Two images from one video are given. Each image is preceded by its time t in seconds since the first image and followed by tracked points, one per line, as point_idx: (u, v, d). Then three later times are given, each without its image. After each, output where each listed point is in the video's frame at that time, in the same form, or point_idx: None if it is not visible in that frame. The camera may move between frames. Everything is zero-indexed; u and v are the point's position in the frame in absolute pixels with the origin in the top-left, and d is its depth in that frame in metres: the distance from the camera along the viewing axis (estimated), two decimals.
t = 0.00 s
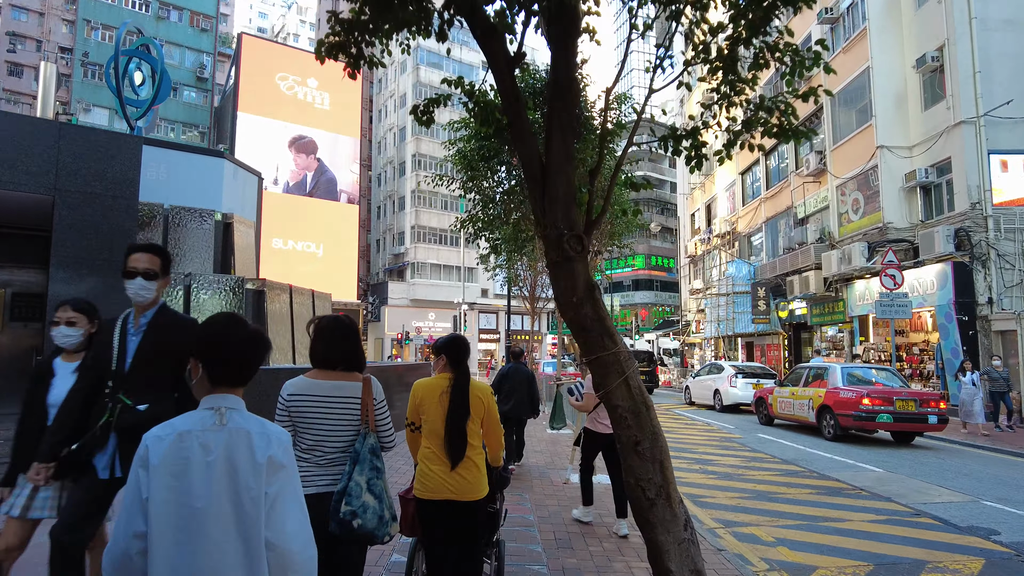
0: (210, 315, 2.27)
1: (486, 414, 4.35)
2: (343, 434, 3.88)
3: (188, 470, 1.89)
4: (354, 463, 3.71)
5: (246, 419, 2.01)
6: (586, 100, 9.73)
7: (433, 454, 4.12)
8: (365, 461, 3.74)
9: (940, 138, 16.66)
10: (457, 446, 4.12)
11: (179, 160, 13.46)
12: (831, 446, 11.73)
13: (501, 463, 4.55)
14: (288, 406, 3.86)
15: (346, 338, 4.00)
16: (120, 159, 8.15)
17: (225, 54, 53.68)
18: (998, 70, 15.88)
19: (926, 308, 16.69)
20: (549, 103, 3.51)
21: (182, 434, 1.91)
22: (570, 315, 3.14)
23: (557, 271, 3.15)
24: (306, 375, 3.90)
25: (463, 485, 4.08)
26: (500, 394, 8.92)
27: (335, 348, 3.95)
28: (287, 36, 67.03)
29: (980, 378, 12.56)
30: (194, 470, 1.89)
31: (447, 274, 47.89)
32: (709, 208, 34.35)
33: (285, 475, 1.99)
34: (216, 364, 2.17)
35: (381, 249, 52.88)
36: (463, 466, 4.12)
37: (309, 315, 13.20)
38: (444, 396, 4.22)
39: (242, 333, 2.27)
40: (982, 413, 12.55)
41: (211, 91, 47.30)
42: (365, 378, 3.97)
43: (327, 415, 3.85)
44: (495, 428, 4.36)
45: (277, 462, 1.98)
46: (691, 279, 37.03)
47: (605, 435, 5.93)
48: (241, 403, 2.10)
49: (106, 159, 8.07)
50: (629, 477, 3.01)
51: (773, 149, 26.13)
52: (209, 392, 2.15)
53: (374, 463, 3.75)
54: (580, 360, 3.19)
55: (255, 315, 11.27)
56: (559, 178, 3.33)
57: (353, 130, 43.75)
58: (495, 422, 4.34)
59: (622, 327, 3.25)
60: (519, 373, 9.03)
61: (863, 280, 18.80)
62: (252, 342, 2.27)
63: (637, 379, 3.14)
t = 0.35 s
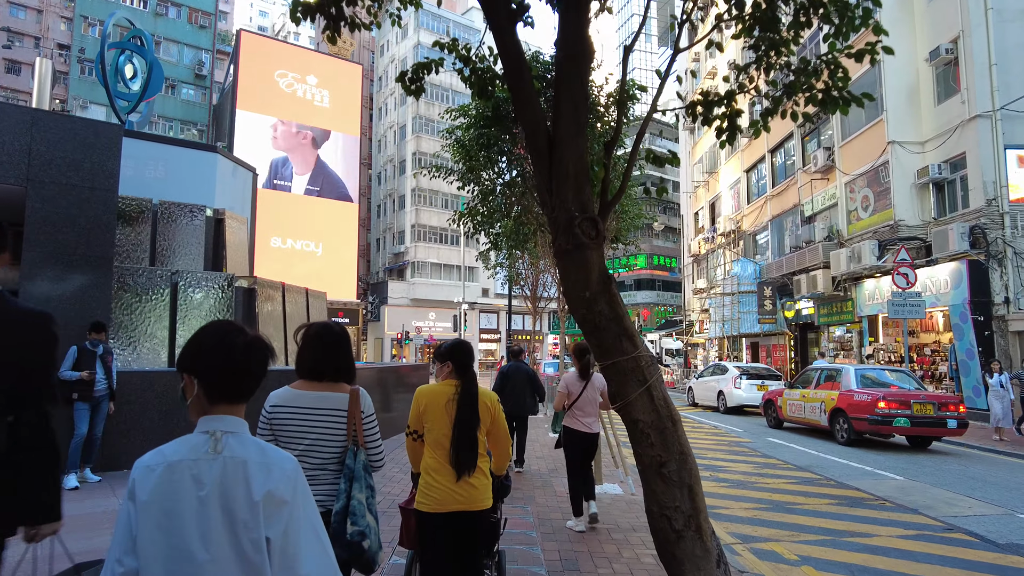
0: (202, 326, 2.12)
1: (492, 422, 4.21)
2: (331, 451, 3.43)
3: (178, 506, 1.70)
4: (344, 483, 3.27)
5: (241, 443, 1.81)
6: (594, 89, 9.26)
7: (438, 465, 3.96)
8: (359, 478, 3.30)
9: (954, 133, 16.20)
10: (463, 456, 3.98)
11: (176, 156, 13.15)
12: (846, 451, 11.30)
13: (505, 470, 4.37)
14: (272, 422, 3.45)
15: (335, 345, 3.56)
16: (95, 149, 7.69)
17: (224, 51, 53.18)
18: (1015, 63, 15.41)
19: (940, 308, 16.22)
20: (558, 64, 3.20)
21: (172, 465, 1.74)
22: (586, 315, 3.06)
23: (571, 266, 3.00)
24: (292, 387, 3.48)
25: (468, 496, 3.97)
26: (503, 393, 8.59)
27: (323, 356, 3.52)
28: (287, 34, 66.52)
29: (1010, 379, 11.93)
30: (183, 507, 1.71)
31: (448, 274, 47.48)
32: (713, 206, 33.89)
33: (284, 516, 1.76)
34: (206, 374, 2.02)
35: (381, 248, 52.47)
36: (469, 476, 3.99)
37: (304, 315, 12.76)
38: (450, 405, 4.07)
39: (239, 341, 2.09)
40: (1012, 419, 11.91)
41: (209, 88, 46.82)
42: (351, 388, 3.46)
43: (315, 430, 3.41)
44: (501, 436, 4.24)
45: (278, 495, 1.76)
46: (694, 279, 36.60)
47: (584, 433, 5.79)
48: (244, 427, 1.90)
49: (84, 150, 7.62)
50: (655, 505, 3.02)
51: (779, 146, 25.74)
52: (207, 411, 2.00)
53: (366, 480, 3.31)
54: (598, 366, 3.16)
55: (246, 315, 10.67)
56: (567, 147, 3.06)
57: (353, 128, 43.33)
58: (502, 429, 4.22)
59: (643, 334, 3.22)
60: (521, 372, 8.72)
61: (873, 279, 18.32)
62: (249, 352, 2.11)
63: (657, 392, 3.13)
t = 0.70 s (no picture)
0: (150, 319, 1.85)
1: (485, 420, 3.81)
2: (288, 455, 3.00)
3: (86, 532, 1.39)
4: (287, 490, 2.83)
5: (176, 455, 1.50)
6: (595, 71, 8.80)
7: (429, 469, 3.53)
8: (303, 485, 2.83)
9: (964, 124, 15.77)
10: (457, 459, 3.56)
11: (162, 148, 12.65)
12: (857, 453, 10.87)
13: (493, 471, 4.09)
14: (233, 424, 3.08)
15: (303, 336, 3.16)
16: (63, 133, 7.21)
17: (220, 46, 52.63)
18: None
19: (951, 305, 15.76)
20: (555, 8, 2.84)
21: (90, 477, 1.43)
22: (591, 297, 2.74)
23: (572, 238, 2.71)
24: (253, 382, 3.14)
25: (463, 501, 3.54)
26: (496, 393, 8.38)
27: (287, 348, 3.12)
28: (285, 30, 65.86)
29: None
30: (91, 534, 1.39)
31: (446, 272, 47.08)
32: (714, 203, 33.51)
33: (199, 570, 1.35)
34: (141, 379, 1.72)
35: (378, 246, 51.98)
36: (464, 480, 3.58)
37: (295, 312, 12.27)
38: (442, 403, 3.64)
39: (174, 340, 1.79)
40: None
41: (204, 84, 46.29)
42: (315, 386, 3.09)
43: (268, 430, 3.01)
44: (494, 435, 3.85)
45: (184, 543, 1.36)
46: (695, 276, 36.23)
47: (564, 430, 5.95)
48: (187, 441, 1.59)
49: (52, 134, 7.14)
50: (676, 532, 2.68)
51: (781, 140, 25.32)
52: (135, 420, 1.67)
53: (315, 489, 2.83)
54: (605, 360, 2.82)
55: (230, 309, 10.28)
56: (562, 97, 2.73)
57: (351, 125, 42.85)
58: (495, 428, 3.83)
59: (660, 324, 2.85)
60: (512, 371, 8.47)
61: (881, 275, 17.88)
62: (192, 352, 1.79)
63: (673, 394, 2.78)
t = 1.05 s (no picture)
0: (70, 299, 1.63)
1: (466, 416, 3.93)
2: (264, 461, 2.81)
3: (18, 545, 1.30)
4: (270, 500, 2.65)
5: (115, 457, 1.44)
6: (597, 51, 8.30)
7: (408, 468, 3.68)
8: (290, 494, 2.65)
9: (976, 114, 15.29)
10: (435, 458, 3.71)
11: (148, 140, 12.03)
12: (869, 453, 10.44)
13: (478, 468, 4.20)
14: (196, 428, 2.85)
15: (276, 332, 2.96)
16: (25, 113, 6.72)
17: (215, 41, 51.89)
18: None
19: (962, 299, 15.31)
20: None
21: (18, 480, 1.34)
22: (609, 268, 2.28)
23: (585, 193, 2.26)
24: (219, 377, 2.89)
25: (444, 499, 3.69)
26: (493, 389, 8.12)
27: (259, 346, 2.92)
28: (282, 25, 65.09)
29: None
30: (25, 544, 1.30)
31: (445, 268, 46.62)
32: (715, 197, 33.02)
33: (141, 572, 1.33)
34: (66, 373, 1.53)
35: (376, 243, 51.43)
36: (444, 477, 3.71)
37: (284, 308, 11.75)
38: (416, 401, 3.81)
39: (105, 327, 1.60)
40: None
41: (199, 78, 45.66)
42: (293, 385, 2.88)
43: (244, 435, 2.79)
44: (476, 431, 3.98)
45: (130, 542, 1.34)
46: (696, 273, 35.77)
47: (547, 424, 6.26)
48: (116, 435, 1.52)
49: (11, 115, 6.64)
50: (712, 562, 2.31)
51: (785, 133, 24.83)
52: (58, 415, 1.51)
53: (302, 497, 2.67)
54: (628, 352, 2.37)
55: (215, 302, 9.73)
56: (565, 30, 2.36)
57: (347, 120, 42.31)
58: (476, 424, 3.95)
59: (692, 311, 2.44)
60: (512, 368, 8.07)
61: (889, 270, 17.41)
62: (124, 337, 1.62)
63: (710, 394, 2.36)
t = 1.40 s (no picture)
0: None
1: (455, 431, 3.44)
2: (243, 475, 2.57)
3: None
4: (241, 519, 2.42)
5: None
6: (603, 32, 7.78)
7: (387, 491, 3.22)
8: (264, 514, 2.41)
9: (990, 107, 14.83)
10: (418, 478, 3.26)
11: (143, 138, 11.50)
12: (886, 459, 9.97)
13: (472, 484, 3.70)
14: (169, 434, 2.61)
15: (266, 334, 2.77)
16: None
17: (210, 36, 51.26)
18: None
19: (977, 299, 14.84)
20: None
21: None
22: (658, 243, 1.53)
23: (623, 130, 1.51)
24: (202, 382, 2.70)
25: (429, 526, 3.22)
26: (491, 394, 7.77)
27: (243, 348, 2.71)
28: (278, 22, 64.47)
29: None
30: None
31: (443, 267, 46.16)
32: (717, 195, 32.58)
33: None
34: None
35: (373, 241, 50.90)
36: (428, 500, 3.25)
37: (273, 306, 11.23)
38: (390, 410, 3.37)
39: None
40: None
41: (195, 74, 45.07)
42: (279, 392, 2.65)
43: (222, 446, 2.56)
44: (467, 447, 3.50)
45: None
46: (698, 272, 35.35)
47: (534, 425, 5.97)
48: None
49: None
50: None
51: (789, 130, 24.34)
52: None
53: (278, 517, 2.42)
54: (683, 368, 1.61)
55: (200, 299, 9.07)
56: None
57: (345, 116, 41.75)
58: (468, 439, 3.47)
59: (774, 317, 1.70)
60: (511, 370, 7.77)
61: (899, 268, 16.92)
62: None
63: (805, 432, 1.58)
